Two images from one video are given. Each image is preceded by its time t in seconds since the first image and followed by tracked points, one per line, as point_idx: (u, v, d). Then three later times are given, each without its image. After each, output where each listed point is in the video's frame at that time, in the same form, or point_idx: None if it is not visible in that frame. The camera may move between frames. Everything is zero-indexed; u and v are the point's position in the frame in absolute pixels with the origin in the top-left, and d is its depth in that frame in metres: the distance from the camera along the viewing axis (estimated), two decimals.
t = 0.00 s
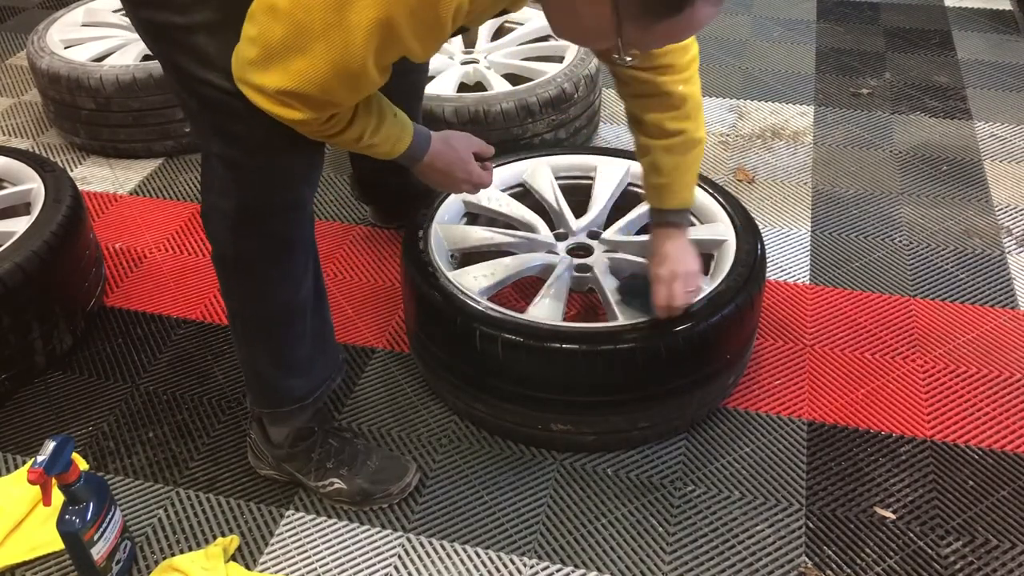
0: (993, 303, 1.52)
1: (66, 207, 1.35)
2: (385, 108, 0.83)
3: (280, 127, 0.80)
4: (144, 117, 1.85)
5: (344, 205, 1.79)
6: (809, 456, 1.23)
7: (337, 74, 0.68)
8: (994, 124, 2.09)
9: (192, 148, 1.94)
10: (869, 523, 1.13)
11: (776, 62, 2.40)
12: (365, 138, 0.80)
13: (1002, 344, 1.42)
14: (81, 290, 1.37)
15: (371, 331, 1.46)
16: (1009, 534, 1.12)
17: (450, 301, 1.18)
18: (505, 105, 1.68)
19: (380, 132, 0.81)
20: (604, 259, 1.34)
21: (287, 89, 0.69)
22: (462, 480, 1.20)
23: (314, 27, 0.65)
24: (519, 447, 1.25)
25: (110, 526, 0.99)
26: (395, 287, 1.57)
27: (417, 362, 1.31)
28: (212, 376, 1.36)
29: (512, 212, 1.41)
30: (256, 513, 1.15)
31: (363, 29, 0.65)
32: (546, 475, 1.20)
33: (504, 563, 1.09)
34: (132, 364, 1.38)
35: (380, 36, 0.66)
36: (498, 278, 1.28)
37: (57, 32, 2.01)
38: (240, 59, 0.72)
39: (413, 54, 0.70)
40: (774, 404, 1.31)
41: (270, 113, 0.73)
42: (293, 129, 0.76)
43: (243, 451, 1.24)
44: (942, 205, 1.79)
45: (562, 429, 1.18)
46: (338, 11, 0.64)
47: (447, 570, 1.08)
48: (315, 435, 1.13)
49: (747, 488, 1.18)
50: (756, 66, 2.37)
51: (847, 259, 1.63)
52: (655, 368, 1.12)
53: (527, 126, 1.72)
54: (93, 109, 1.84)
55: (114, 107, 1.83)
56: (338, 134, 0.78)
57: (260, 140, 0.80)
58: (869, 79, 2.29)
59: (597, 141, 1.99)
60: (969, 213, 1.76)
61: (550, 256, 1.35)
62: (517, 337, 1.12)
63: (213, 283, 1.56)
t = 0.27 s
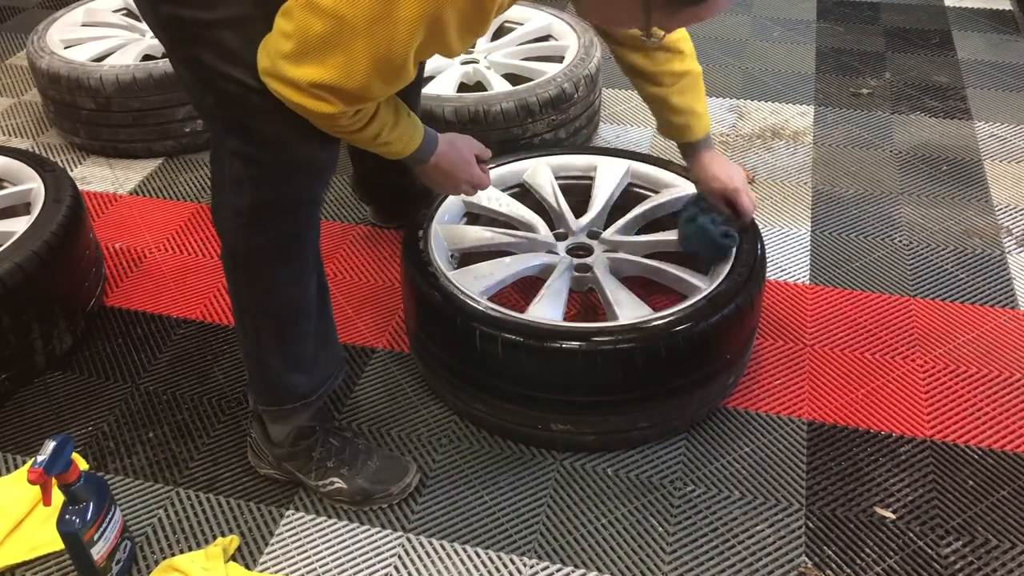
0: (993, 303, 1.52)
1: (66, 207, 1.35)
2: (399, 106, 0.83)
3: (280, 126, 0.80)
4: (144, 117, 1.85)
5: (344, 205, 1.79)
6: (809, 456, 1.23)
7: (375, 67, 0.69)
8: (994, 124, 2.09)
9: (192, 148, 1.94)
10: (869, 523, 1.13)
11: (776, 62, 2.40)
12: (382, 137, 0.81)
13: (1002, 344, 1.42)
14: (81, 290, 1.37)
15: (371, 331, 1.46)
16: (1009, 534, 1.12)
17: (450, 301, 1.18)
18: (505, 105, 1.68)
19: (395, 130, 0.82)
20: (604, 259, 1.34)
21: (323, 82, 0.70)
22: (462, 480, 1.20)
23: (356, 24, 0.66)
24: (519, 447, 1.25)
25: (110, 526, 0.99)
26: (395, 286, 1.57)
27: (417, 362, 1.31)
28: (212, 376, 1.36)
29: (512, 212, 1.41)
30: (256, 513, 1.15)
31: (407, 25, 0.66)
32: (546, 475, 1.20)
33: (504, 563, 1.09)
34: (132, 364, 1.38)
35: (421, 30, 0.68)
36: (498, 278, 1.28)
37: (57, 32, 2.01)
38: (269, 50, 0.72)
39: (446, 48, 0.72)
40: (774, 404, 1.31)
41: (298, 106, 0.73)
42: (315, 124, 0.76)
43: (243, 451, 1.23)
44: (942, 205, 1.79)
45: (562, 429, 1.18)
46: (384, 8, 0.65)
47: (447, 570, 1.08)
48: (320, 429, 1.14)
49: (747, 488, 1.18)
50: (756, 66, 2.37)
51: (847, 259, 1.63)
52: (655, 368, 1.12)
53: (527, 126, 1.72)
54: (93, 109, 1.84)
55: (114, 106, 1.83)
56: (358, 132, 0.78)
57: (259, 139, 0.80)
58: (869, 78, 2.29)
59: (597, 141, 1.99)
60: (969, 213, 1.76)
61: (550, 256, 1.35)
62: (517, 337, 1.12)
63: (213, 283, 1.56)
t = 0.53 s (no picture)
0: (993, 303, 1.52)
1: (66, 207, 1.35)
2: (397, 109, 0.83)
3: (278, 127, 0.79)
4: (144, 117, 1.85)
5: (344, 205, 1.79)
6: (809, 456, 1.23)
7: (368, 68, 0.69)
8: (994, 124, 2.09)
9: (192, 148, 1.94)
10: (869, 523, 1.13)
11: (776, 62, 2.40)
12: (380, 139, 0.81)
13: (1002, 344, 1.42)
14: (81, 290, 1.37)
15: (371, 331, 1.46)
16: (1009, 534, 1.12)
17: (450, 301, 1.18)
18: (505, 105, 1.68)
19: (394, 132, 0.82)
20: (604, 259, 1.34)
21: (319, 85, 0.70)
22: (462, 480, 1.20)
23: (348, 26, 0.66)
24: (519, 447, 1.25)
25: (110, 526, 0.99)
26: (395, 287, 1.57)
27: (417, 362, 1.31)
28: (212, 376, 1.36)
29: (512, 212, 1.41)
30: (256, 513, 1.15)
31: (399, 25, 0.67)
32: (546, 476, 1.20)
33: (504, 563, 1.09)
34: (132, 364, 1.38)
35: (412, 30, 0.68)
36: (497, 277, 1.28)
37: (57, 32, 2.01)
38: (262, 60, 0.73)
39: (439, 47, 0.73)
40: (774, 404, 1.31)
41: (293, 111, 0.73)
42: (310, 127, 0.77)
43: (243, 451, 1.23)
44: (942, 205, 1.79)
45: (562, 430, 1.18)
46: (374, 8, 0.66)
47: (447, 570, 1.08)
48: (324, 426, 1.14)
49: (747, 488, 1.18)
50: (756, 66, 2.37)
51: (847, 259, 1.63)
52: (655, 368, 1.12)
53: (527, 126, 1.72)
54: (93, 109, 1.84)
55: (114, 107, 1.83)
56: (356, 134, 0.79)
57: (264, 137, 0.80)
58: (869, 78, 2.29)
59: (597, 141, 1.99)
60: (969, 213, 1.76)
61: (550, 256, 1.35)
62: (517, 337, 1.12)
63: (213, 283, 1.56)
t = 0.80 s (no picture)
0: (993, 303, 1.52)
1: (66, 207, 1.35)
2: (387, 119, 0.81)
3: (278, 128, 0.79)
4: (144, 117, 1.85)
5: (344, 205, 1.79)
6: (809, 455, 1.23)
7: (335, 77, 0.67)
8: (995, 124, 2.09)
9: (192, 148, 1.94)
10: (869, 523, 1.13)
11: (776, 62, 2.40)
12: (365, 149, 0.79)
13: (1002, 344, 1.42)
14: (81, 290, 1.37)
15: (371, 331, 1.46)
16: (1009, 534, 1.12)
17: (450, 301, 1.18)
18: (505, 105, 1.68)
19: (382, 142, 0.80)
20: (604, 259, 1.34)
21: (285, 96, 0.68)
22: (462, 480, 1.20)
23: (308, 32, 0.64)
24: (519, 447, 1.25)
25: (110, 526, 0.99)
26: (395, 287, 1.57)
27: (417, 362, 1.31)
28: (212, 376, 1.36)
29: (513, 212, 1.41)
30: (256, 513, 1.15)
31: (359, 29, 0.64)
32: (546, 476, 1.20)
33: (504, 563, 1.09)
34: (132, 364, 1.38)
35: (375, 35, 0.65)
36: (498, 277, 1.28)
37: (57, 32, 2.01)
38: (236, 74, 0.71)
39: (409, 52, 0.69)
40: (774, 404, 1.31)
41: (269, 123, 0.72)
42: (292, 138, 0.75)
43: (243, 451, 1.24)
44: (942, 205, 1.79)
45: (562, 430, 1.18)
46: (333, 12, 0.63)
47: (447, 570, 1.08)
48: (321, 432, 1.13)
49: (747, 488, 1.18)
50: (756, 66, 2.37)
51: (847, 260, 1.63)
52: (655, 369, 1.12)
53: (527, 126, 1.72)
54: (93, 109, 1.84)
55: (114, 107, 1.83)
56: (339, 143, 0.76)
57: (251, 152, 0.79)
58: (869, 78, 2.29)
59: (597, 141, 1.99)
60: (969, 213, 1.76)
61: (550, 256, 1.35)
62: (517, 337, 1.12)
63: (213, 283, 1.56)
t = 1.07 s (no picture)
0: (993, 303, 1.52)
1: (66, 207, 1.35)
2: (386, 151, 0.79)
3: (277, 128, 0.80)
4: (144, 117, 1.85)
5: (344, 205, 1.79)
6: (809, 456, 1.23)
7: (307, 87, 0.65)
8: (995, 124, 2.09)
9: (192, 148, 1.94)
10: (869, 523, 1.13)
11: (776, 62, 2.40)
12: (359, 183, 0.77)
13: (1002, 344, 1.42)
14: (81, 290, 1.37)
15: (371, 331, 1.46)
16: (1009, 534, 1.12)
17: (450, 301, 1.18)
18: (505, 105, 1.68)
19: (376, 175, 0.78)
20: (604, 259, 1.34)
21: (261, 113, 0.68)
22: (462, 480, 1.20)
23: (269, 44, 0.64)
24: (519, 447, 1.25)
25: (110, 526, 0.99)
26: (395, 287, 1.57)
27: (417, 362, 1.31)
28: (212, 376, 1.36)
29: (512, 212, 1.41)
30: (256, 513, 1.15)
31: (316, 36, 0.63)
32: (546, 476, 1.20)
33: (504, 563, 1.09)
34: (132, 364, 1.38)
35: (337, 37, 0.63)
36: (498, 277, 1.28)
37: (57, 33, 2.01)
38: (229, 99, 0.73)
39: (379, 54, 0.67)
40: (775, 404, 1.31)
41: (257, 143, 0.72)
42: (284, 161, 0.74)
43: (243, 451, 1.23)
44: (942, 205, 1.79)
45: (562, 429, 1.18)
46: (289, 21, 0.62)
47: (447, 570, 1.08)
48: (320, 441, 1.12)
49: (747, 488, 1.18)
50: (756, 66, 2.37)
51: (847, 259, 1.63)
52: (655, 369, 1.12)
53: (527, 126, 1.72)
54: (93, 109, 1.84)
55: (114, 107, 1.83)
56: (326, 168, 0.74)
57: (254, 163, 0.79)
58: (869, 78, 2.29)
59: (597, 141, 1.99)
60: (969, 213, 1.76)
61: (550, 256, 1.35)
62: (517, 337, 1.12)
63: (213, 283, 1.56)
